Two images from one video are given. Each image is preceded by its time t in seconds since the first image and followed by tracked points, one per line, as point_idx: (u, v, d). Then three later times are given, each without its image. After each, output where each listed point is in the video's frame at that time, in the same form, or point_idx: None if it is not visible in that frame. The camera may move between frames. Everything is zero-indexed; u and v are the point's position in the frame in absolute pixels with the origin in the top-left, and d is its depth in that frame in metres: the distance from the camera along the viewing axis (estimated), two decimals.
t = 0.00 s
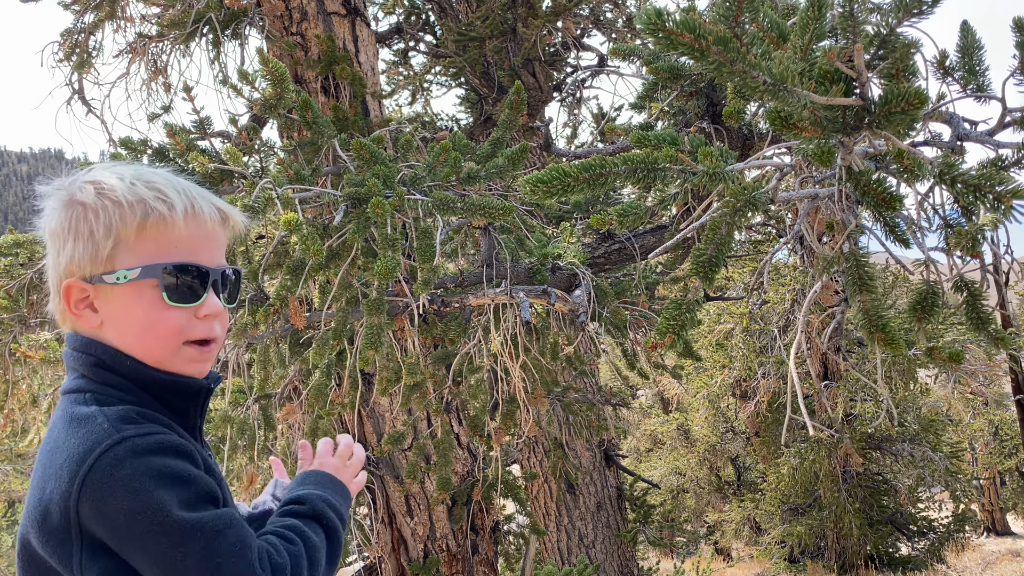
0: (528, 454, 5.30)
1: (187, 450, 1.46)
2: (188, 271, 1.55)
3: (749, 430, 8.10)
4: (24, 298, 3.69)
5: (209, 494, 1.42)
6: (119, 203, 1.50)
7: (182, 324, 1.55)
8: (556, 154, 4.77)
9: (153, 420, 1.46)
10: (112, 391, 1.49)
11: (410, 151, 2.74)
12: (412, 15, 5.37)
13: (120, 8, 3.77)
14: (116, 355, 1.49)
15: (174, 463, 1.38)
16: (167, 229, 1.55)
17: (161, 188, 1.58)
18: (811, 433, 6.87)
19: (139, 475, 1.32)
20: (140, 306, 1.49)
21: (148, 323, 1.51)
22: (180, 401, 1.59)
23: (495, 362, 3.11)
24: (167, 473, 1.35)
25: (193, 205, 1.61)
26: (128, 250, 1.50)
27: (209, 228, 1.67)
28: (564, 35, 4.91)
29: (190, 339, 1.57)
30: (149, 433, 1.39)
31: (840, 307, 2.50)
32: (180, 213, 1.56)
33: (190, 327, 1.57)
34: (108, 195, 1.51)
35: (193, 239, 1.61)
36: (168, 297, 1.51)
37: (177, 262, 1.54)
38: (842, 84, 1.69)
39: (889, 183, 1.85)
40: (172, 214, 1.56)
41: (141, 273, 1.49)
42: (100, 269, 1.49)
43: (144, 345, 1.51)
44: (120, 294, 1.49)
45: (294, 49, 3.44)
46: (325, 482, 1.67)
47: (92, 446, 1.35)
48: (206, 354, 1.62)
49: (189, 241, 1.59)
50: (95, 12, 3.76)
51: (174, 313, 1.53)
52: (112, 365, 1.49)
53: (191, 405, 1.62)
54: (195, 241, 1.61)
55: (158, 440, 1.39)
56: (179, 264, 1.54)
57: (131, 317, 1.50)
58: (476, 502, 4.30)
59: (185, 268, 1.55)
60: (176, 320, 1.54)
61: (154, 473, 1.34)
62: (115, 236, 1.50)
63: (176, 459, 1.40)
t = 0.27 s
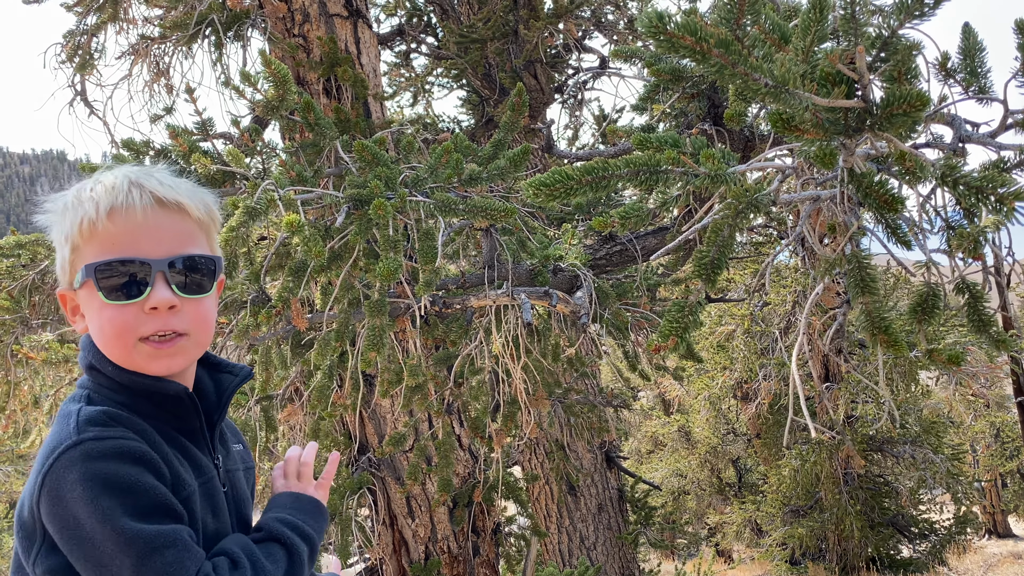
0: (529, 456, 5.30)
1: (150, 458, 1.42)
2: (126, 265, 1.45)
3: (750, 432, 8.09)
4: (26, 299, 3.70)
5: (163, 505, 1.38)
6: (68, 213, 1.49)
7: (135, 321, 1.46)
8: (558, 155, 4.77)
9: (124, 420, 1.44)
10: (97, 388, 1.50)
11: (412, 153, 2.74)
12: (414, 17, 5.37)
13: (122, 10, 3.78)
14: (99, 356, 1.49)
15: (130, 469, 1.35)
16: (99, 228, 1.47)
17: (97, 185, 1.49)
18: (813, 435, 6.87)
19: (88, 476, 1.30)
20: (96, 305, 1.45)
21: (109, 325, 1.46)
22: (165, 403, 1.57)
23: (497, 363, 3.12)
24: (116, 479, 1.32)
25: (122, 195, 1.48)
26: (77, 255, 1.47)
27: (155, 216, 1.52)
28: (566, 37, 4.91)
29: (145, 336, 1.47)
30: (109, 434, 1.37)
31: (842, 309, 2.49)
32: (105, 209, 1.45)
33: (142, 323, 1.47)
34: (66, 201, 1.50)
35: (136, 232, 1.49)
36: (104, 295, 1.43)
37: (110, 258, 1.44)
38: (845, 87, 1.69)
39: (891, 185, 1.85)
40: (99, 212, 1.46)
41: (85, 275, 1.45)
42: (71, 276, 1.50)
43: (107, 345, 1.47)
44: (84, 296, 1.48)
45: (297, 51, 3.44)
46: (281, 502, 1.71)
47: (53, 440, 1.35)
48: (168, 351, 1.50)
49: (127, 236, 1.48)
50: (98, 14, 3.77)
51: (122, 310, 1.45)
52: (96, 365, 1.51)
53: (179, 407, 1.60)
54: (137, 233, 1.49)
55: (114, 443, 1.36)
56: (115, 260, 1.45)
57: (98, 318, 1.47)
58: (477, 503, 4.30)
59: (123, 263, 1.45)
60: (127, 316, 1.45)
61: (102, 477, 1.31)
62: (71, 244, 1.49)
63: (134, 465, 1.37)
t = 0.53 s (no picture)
0: (531, 458, 5.29)
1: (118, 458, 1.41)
2: (112, 263, 1.44)
3: (752, 433, 8.08)
4: (29, 300, 3.70)
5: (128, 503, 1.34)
6: (54, 211, 1.49)
7: (121, 321, 1.45)
8: (560, 157, 4.77)
9: (96, 420, 1.44)
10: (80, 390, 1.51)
11: (415, 155, 2.75)
12: (417, 19, 5.38)
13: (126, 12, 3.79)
14: (84, 357, 1.49)
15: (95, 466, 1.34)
16: (83, 226, 1.45)
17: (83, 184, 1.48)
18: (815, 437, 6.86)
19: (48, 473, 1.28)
20: (80, 303, 1.45)
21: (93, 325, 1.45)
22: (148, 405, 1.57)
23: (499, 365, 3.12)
24: (77, 475, 1.29)
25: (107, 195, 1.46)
26: (63, 254, 1.46)
27: (141, 214, 1.50)
28: (569, 39, 4.92)
29: (132, 336, 1.46)
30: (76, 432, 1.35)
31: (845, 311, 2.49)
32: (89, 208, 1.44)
33: (128, 323, 1.46)
34: (54, 200, 1.50)
35: (121, 231, 1.48)
36: (89, 294, 1.42)
37: (95, 257, 1.43)
38: (849, 89, 1.68)
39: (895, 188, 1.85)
40: (84, 210, 1.45)
41: (70, 274, 1.44)
42: (58, 275, 1.50)
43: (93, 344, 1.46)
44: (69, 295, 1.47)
45: (300, 53, 3.45)
46: (291, 471, 1.61)
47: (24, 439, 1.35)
48: (156, 351, 1.50)
49: (112, 234, 1.47)
50: (102, 16, 3.78)
51: (108, 309, 1.44)
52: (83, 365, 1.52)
53: (162, 408, 1.60)
54: (122, 232, 1.47)
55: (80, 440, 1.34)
56: (101, 258, 1.44)
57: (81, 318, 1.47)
58: (479, 505, 4.30)
59: (109, 262, 1.44)
60: (111, 316, 1.44)
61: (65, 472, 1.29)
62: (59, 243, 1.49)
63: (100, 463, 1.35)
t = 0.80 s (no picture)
0: (535, 460, 5.29)
1: (83, 478, 1.31)
2: (74, 265, 1.32)
3: (756, 436, 8.06)
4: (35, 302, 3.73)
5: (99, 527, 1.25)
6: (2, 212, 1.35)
7: (87, 328, 1.34)
8: (564, 160, 4.77)
9: (59, 438, 1.33)
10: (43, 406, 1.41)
11: (419, 157, 2.76)
12: (421, 21, 5.40)
13: (131, 15, 3.81)
14: (49, 369, 1.39)
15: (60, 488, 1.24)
16: (38, 226, 1.32)
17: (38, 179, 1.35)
18: (819, 439, 6.84)
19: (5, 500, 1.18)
20: (40, 310, 1.33)
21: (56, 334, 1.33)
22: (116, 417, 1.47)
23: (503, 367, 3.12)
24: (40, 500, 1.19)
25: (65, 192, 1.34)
26: (17, 256, 1.33)
27: (104, 210, 1.38)
28: (572, 41, 4.92)
29: (100, 345, 1.35)
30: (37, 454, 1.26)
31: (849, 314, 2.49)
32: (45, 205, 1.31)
33: (95, 329, 1.34)
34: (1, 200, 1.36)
35: (84, 230, 1.36)
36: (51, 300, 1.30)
37: (53, 259, 1.31)
38: (852, 92, 1.69)
39: (899, 191, 1.85)
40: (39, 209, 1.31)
41: (27, 279, 1.32)
42: (13, 279, 1.37)
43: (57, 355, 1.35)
44: (27, 299, 1.35)
45: (305, 56, 3.46)
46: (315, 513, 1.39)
47: None
48: (126, 360, 1.39)
49: (72, 234, 1.34)
50: (108, 19, 3.80)
51: (71, 316, 1.32)
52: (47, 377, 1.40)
53: (134, 420, 1.50)
54: (82, 230, 1.35)
55: (42, 462, 1.24)
56: (59, 260, 1.32)
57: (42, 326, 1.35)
58: (483, 507, 4.29)
59: (71, 263, 1.32)
60: (76, 323, 1.32)
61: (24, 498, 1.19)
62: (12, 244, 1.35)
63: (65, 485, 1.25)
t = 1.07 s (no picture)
0: (540, 462, 5.28)
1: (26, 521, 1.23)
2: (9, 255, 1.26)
3: (761, 438, 8.05)
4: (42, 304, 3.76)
5: None
6: None
7: (24, 332, 1.26)
8: (569, 162, 4.78)
9: None
10: None
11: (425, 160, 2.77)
12: (425, 25, 5.42)
13: (138, 19, 3.83)
14: None
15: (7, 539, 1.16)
16: None
17: None
18: (824, 442, 6.82)
19: None
20: None
21: None
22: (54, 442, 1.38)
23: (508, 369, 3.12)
24: None
25: None
26: None
27: (33, 190, 1.35)
28: (577, 44, 4.93)
29: (41, 349, 1.29)
30: None
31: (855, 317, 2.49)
32: None
33: (32, 332, 1.27)
34: None
35: (13, 217, 1.31)
36: None
37: None
38: (857, 95, 1.71)
39: (904, 193, 1.86)
40: None
41: None
42: None
43: None
44: None
45: (311, 59, 3.48)
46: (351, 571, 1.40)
47: None
48: (67, 365, 1.33)
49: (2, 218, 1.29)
50: (115, 22, 3.82)
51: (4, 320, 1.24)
52: None
53: (78, 449, 1.43)
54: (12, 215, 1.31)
55: None
56: None
57: None
58: (488, 509, 4.30)
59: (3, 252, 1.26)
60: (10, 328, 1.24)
61: None
62: None
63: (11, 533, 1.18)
